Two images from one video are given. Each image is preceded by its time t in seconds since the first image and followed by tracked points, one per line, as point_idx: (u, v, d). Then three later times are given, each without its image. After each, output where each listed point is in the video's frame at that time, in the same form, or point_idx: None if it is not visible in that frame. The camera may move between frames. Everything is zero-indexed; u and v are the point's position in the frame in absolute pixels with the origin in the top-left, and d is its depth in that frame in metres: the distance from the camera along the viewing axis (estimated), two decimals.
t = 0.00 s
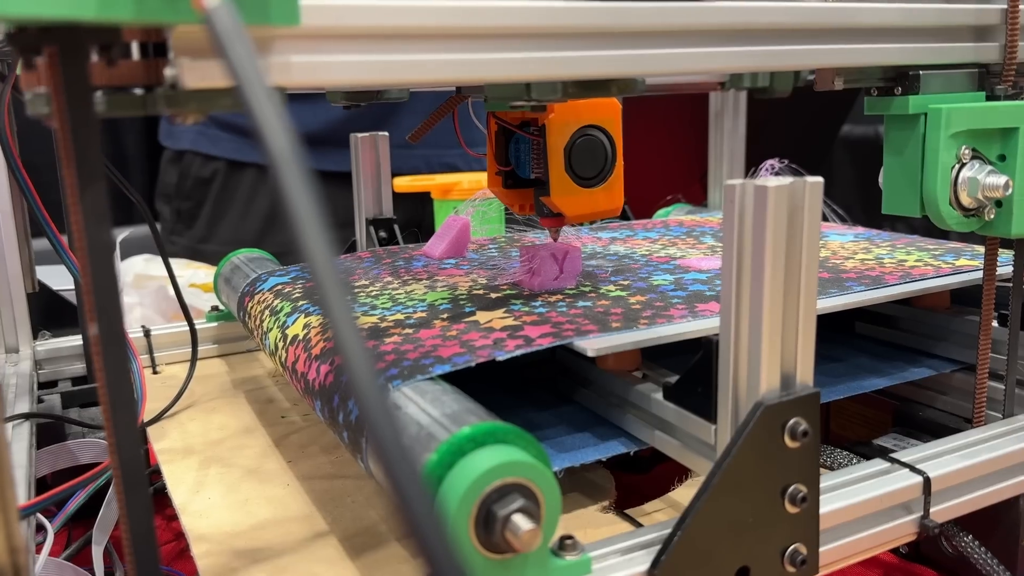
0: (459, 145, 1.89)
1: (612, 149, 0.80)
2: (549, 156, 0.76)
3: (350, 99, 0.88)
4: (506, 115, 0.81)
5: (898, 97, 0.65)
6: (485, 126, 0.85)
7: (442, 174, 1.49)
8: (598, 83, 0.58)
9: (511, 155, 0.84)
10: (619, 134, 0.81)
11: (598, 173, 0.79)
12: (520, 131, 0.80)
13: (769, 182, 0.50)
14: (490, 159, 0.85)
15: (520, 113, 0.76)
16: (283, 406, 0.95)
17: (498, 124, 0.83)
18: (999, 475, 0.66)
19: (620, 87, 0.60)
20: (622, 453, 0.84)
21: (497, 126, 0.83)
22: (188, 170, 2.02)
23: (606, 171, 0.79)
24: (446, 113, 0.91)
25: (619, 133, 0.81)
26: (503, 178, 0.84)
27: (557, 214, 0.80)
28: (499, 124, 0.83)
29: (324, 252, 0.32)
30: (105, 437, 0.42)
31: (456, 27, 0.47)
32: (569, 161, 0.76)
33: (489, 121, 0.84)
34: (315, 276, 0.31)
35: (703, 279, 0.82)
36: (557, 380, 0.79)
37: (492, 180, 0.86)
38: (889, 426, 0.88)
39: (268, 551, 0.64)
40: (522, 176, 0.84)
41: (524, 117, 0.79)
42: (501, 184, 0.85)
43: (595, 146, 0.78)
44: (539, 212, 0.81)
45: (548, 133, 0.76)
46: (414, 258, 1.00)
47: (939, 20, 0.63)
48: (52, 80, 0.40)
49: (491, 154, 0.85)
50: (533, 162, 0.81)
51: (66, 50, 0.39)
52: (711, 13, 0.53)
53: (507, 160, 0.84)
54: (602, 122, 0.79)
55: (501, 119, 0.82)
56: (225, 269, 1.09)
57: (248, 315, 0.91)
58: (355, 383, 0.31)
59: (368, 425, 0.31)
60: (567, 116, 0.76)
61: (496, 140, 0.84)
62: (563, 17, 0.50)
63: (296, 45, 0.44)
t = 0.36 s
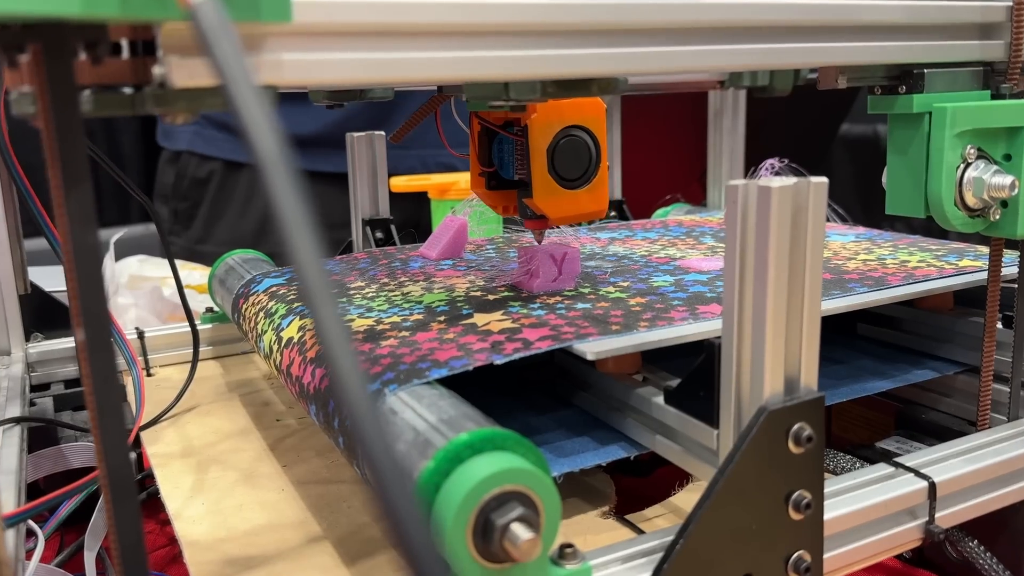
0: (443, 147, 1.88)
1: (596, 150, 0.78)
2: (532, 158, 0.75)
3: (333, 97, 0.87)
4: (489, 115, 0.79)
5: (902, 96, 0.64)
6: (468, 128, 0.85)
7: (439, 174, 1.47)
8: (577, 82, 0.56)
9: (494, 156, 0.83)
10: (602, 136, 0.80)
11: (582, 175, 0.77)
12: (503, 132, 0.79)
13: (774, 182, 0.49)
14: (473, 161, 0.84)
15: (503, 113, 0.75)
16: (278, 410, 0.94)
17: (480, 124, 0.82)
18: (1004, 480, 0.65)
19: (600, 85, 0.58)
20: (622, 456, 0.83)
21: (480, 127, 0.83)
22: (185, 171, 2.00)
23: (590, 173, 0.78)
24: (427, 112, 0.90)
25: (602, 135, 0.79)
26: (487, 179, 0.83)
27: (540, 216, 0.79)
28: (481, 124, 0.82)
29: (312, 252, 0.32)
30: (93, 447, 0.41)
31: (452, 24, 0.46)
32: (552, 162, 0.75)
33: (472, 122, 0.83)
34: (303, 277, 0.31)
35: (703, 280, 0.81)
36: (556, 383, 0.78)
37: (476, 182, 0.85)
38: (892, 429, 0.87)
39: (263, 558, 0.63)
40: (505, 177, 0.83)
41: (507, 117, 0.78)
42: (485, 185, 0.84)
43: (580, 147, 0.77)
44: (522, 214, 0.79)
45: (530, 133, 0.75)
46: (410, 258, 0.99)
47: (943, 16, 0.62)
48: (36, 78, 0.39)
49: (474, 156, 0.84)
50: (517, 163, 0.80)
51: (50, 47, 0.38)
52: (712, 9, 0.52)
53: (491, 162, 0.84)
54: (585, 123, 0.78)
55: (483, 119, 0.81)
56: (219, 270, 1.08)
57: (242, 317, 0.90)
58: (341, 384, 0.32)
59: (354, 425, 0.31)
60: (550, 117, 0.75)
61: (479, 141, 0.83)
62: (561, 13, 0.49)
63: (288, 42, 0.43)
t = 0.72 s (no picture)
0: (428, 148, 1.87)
1: (582, 152, 0.77)
2: (514, 161, 0.74)
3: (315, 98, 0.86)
4: (472, 115, 0.79)
5: (908, 95, 0.63)
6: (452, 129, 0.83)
7: (437, 174, 1.46)
8: (554, 83, 0.55)
9: (477, 157, 0.82)
10: (586, 137, 0.78)
11: (566, 177, 0.76)
12: (486, 133, 0.79)
13: (780, 185, 0.47)
14: (457, 162, 0.83)
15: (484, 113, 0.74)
16: (274, 414, 0.93)
17: (463, 125, 0.81)
18: (1012, 486, 0.64)
19: (580, 86, 0.57)
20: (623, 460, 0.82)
21: (462, 128, 0.82)
22: (171, 170, 2.00)
23: (575, 175, 0.77)
24: (410, 112, 0.89)
25: (588, 136, 0.78)
26: (470, 182, 0.82)
27: (524, 219, 0.78)
28: (464, 126, 0.81)
29: (302, 255, 0.31)
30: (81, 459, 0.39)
31: (453, 22, 0.45)
32: (536, 164, 0.74)
33: (456, 123, 0.82)
34: (292, 281, 0.30)
35: (705, 282, 0.80)
36: (556, 387, 0.77)
37: (459, 184, 0.83)
38: (896, 433, 0.86)
39: (260, 566, 0.62)
40: (489, 179, 0.81)
41: (490, 118, 0.77)
42: (468, 188, 0.82)
43: (564, 148, 0.75)
44: (505, 217, 0.79)
45: (513, 135, 0.74)
46: (408, 260, 0.98)
47: (950, 14, 0.61)
48: (22, 77, 0.38)
49: (457, 157, 0.83)
50: (501, 165, 0.79)
51: (35, 45, 0.37)
52: (716, 7, 0.51)
53: (474, 163, 0.82)
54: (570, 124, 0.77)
55: (466, 120, 0.80)
56: (214, 272, 1.06)
57: (237, 320, 0.89)
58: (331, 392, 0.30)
59: (345, 436, 0.30)
60: (533, 118, 0.74)
61: (462, 143, 0.82)
62: (564, 12, 0.48)
63: (284, 41, 0.42)
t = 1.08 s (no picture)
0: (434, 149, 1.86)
1: (590, 157, 0.76)
2: (523, 165, 0.73)
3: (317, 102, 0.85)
4: (478, 119, 0.78)
5: (913, 101, 0.63)
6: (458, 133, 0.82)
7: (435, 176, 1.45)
8: (569, 89, 0.54)
9: (485, 161, 0.81)
10: (595, 141, 0.77)
11: (575, 181, 0.75)
12: (494, 137, 0.78)
13: (785, 193, 0.47)
14: (463, 166, 0.82)
15: (493, 117, 0.73)
16: (270, 421, 0.92)
17: (470, 129, 0.80)
18: (1018, 496, 0.63)
19: (594, 92, 0.56)
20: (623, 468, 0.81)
21: (470, 132, 0.81)
22: (158, 171, 1.98)
23: (583, 179, 0.76)
24: (417, 117, 0.88)
25: (596, 140, 0.77)
26: (477, 185, 0.81)
27: (532, 223, 0.77)
28: (472, 129, 0.80)
29: (290, 263, 0.30)
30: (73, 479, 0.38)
31: (452, 29, 0.44)
32: (545, 169, 0.73)
33: (463, 127, 0.81)
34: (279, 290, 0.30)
35: (706, 289, 0.79)
36: (556, 396, 0.76)
37: (466, 189, 0.82)
38: (899, 440, 0.85)
39: None
40: (497, 183, 0.81)
41: (498, 122, 0.77)
42: (475, 192, 0.81)
43: (573, 153, 0.75)
44: (513, 221, 0.78)
45: (522, 139, 0.73)
46: (406, 265, 0.97)
47: (955, 19, 0.60)
48: (9, 87, 0.37)
49: (463, 161, 0.82)
50: (509, 169, 0.78)
51: (23, 56, 0.36)
52: (719, 12, 0.50)
53: (482, 167, 0.81)
54: (579, 128, 0.76)
55: (474, 124, 0.79)
56: (210, 276, 1.05)
57: (233, 326, 0.88)
58: (319, 406, 0.30)
59: (333, 453, 0.29)
60: (541, 122, 0.73)
61: (469, 147, 0.81)
62: (565, 18, 0.47)
63: (278, 50, 0.41)
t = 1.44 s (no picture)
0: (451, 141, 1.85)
1: (615, 151, 0.75)
2: (547, 158, 0.72)
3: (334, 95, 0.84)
4: (500, 112, 0.77)
5: (920, 94, 0.61)
6: (479, 125, 0.81)
7: (433, 173, 1.44)
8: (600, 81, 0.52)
9: (506, 155, 0.80)
10: (620, 134, 0.76)
11: (599, 175, 0.74)
12: (515, 130, 0.76)
13: (791, 187, 0.45)
14: (485, 160, 0.81)
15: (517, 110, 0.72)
16: (267, 419, 0.91)
17: (492, 123, 0.79)
18: None
19: (624, 84, 0.56)
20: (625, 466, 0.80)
21: (490, 125, 0.79)
22: (160, 168, 1.96)
23: (607, 173, 0.74)
24: (438, 110, 0.87)
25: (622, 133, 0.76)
26: (498, 179, 0.80)
27: (555, 218, 0.76)
28: (493, 122, 0.79)
29: (284, 258, 0.29)
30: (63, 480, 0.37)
31: (451, 18, 0.43)
32: (569, 162, 0.72)
33: (484, 120, 0.80)
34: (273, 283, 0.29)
35: (708, 285, 0.78)
36: (556, 394, 0.75)
37: (487, 182, 0.82)
38: (903, 438, 0.84)
39: None
40: (518, 177, 0.80)
41: (520, 115, 0.76)
42: (496, 185, 0.81)
43: (597, 146, 0.73)
44: (536, 215, 0.77)
45: (546, 132, 0.72)
46: (404, 262, 0.96)
47: (963, 10, 0.59)
48: None
49: (485, 154, 0.81)
50: (531, 163, 0.77)
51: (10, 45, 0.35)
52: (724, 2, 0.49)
53: (502, 162, 0.80)
54: (605, 121, 0.74)
55: (495, 117, 0.78)
56: (206, 273, 1.04)
57: (229, 324, 0.87)
58: (314, 403, 0.29)
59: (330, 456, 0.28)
60: (566, 115, 0.72)
61: (490, 139, 0.80)
62: (567, 7, 0.46)
63: (273, 39, 0.40)
